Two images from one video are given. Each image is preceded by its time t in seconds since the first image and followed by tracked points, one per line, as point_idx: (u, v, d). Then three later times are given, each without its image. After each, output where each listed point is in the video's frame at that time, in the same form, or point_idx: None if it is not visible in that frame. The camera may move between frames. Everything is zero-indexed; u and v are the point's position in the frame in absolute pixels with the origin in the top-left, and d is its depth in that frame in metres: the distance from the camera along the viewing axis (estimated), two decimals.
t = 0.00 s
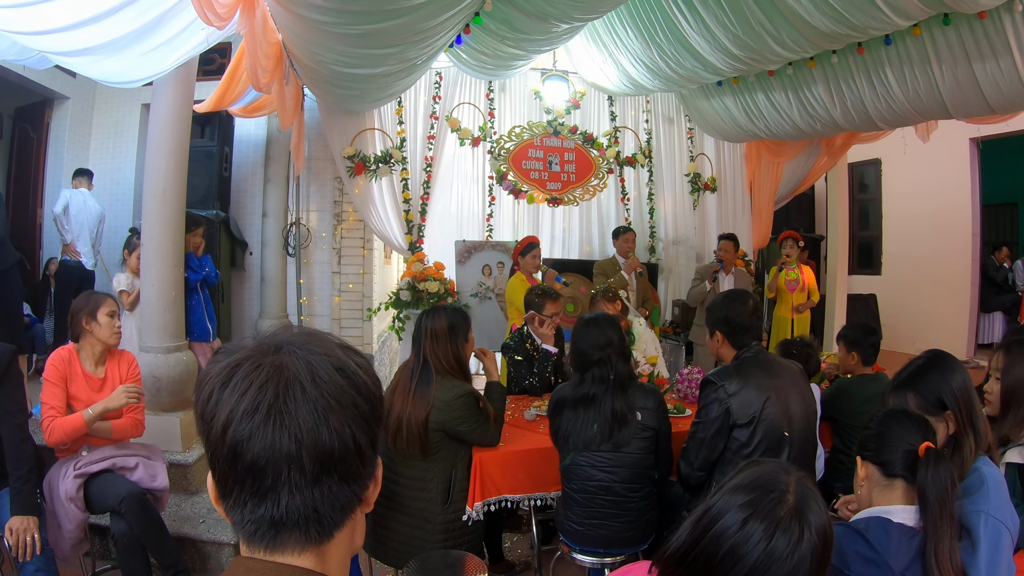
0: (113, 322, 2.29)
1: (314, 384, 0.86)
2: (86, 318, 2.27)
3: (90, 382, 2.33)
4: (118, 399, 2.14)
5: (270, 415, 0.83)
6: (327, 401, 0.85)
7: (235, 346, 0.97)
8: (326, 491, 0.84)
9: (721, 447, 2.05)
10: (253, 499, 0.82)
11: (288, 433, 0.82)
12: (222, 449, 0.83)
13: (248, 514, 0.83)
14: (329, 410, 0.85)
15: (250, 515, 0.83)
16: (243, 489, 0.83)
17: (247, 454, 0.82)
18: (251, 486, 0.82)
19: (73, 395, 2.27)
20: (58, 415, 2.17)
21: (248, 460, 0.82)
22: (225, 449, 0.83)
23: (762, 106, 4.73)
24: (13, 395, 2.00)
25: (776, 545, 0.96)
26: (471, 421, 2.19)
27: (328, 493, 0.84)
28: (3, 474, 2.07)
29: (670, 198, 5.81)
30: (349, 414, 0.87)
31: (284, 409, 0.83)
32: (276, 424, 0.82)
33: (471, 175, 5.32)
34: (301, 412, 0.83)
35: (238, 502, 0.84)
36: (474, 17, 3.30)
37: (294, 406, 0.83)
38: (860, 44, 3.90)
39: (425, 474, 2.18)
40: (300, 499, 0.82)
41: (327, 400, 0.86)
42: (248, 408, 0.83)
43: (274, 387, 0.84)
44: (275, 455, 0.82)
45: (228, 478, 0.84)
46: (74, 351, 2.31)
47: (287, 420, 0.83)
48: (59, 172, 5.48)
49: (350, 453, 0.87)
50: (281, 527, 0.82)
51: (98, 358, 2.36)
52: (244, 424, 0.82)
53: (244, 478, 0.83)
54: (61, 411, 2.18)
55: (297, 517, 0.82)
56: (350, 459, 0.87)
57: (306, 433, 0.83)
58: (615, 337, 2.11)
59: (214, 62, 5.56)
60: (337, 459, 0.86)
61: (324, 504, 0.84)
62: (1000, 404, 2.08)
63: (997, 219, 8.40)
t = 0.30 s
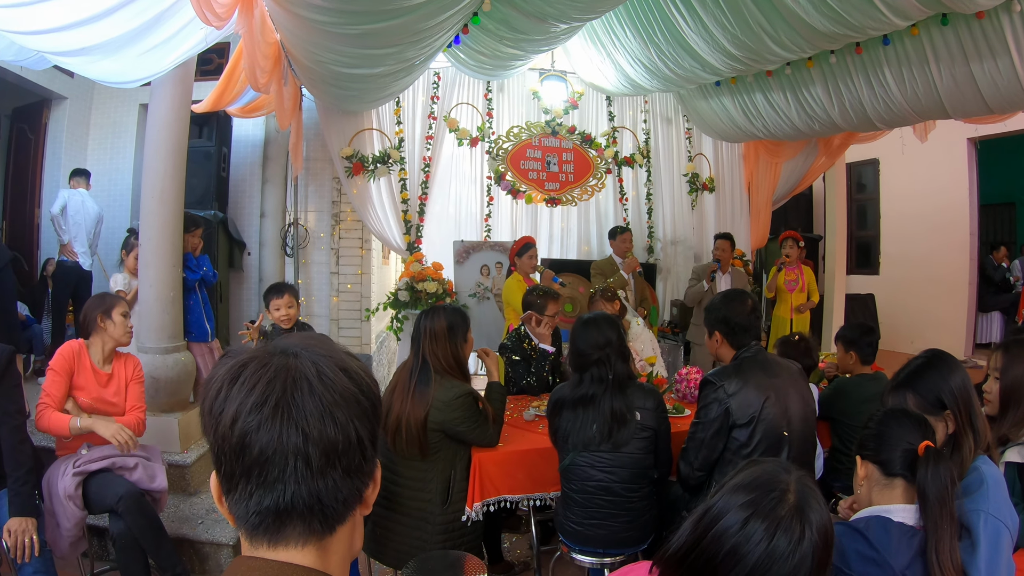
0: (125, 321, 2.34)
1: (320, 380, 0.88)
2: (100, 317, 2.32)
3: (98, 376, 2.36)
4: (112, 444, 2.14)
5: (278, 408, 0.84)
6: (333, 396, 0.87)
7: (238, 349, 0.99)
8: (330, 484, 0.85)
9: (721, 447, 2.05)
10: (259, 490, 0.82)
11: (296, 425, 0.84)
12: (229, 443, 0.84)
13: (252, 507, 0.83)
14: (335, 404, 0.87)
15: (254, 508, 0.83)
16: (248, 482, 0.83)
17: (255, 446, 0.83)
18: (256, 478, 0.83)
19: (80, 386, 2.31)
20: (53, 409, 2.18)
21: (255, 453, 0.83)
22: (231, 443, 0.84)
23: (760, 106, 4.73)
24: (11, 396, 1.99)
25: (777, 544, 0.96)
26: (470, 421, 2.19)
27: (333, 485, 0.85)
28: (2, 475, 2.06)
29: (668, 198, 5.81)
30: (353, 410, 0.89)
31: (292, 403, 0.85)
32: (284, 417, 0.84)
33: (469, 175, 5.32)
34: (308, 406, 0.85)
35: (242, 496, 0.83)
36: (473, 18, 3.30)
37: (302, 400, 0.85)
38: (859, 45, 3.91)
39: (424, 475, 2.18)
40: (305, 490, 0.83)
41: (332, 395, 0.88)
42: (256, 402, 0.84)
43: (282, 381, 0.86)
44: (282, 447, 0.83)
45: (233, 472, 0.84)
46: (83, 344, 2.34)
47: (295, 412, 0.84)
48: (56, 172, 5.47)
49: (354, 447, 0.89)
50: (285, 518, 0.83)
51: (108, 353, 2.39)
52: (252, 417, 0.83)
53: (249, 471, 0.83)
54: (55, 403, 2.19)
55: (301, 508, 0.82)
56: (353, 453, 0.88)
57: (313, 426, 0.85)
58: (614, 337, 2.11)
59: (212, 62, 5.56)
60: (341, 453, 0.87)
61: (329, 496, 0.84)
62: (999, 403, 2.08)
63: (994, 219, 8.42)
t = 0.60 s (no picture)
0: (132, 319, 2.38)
1: (326, 379, 0.89)
2: (106, 316, 2.34)
3: (101, 372, 2.36)
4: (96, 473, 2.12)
5: (285, 405, 0.85)
6: (338, 394, 0.88)
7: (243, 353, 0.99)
8: (335, 480, 0.85)
9: (720, 447, 2.05)
10: (265, 485, 0.82)
11: (302, 422, 0.85)
12: (235, 439, 0.84)
13: (257, 502, 0.82)
14: (341, 402, 0.88)
15: (259, 503, 0.82)
16: (253, 478, 0.83)
17: (262, 442, 0.83)
18: (262, 473, 0.83)
19: (83, 380, 2.30)
20: (51, 404, 2.16)
21: (260, 449, 0.83)
22: (237, 439, 0.84)
23: (758, 106, 4.73)
24: (8, 396, 1.99)
25: (774, 539, 0.96)
26: (468, 421, 2.19)
27: (337, 482, 0.85)
28: None
29: (666, 198, 5.81)
30: (358, 409, 0.90)
31: (298, 400, 0.85)
32: (292, 413, 0.85)
33: (466, 175, 5.31)
34: (314, 403, 0.86)
35: (247, 492, 0.83)
36: (471, 17, 3.29)
37: (307, 397, 0.86)
38: (857, 45, 3.91)
39: (422, 475, 2.18)
40: (311, 485, 0.83)
41: (338, 393, 0.88)
42: (264, 399, 0.85)
43: (289, 379, 0.87)
44: (289, 442, 0.83)
45: (239, 468, 0.84)
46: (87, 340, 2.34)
47: (300, 409, 0.85)
48: (53, 171, 5.46)
49: (358, 445, 0.89)
50: (290, 513, 0.83)
51: (111, 350, 2.39)
52: (258, 414, 0.84)
53: (255, 466, 0.83)
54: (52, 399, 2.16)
55: (306, 503, 0.83)
56: (357, 451, 0.89)
57: (319, 422, 0.85)
58: (612, 336, 2.11)
59: (210, 61, 5.56)
60: (346, 450, 0.87)
61: (333, 491, 0.84)
62: (998, 403, 2.08)
63: (992, 218, 8.44)
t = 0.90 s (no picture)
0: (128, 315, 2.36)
1: (328, 379, 0.89)
2: (102, 313, 2.33)
3: (99, 368, 2.36)
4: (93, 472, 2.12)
5: (288, 404, 0.85)
6: (340, 394, 0.88)
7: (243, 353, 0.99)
8: (337, 478, 0.85)
9: (718, 447, 2.05)
10: (267, 483, 0.82)
11: (305, 420, 0.85)
12: (237, 438, 0.84)
13: (258, 500, 0.82)
14: (342, 402, 0.88)
15: (260, 501, 0.82)
16: (255, 476, 0.83)
17: (264, 440, 0.83)
18: (264, 471, 0.82)
19: (81, 376, 2.30)
20: (50, 401, 2.15)
21: (262, 448, 0.83)
22: (239, 437, 0.84)
23: (756, 106, 4.73)
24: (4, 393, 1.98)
25: (771, 538, 0.96)
26: (467, 420, 2.18)
27: (338, 480, 0.85)
28: None
29: (663, 198, 5.81)
30: (359, 408, 0.90)
31: (300, 400, 0.86)
32: (294, 412, 0.85)
33: (464, 174, 5.31)
34: (316, 402, 0.86)
35: (248, 491, 0.83)
36: (470, 16, 3.29)
37: (309, 397, 0.86)
38: (855, 46, 3.91)
39: (420, 474, 2.18)
40: (313, 483, 0.83)
41: (340, 393, 0.89)
42: (266, 398, 0.85)
43: (292, 378, 0.87)
44: (292, 441, 0.83)
45: (240, 466, 0.84)
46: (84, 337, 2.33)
47: (303, 408, 0.85)
48: (49, 169, 5.45)
49: (359, 444, 0.89)
50: (292, 511, 0.83)
51: (109, 347, 2.39)
52: (260, 413, 0.84)
53: (257, 464, 0.83)
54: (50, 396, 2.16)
55: (308, 500, 0.83)
56: (359, 450, 0.89)
57: (321, 421, 0.85)
58: (610, 336, 2.11)
59: (208, 59, 5.55)
60: (347, 449, 0.87)
61: (335, 490, 0.84)
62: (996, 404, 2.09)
63: (989, 219, 8.46)
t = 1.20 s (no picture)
0: (124, 311, 2.35)
1: (327, 380, 0.90)
2: (97, 310, 2.31)
3: (96, 365, 2.35)
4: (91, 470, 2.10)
5: (287, 403, 0.85)
6: (338, 394, 0.89)
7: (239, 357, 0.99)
8: (335, 477, 0.85)
9: (715, 447, 2.05)
10: (265, 481, 0.81)
11: (305, 420, 0.85)
12: (235, 436, 0.83)
13: (256, 497, 0.81)
14: (341, 403, 0.88)
15: (258, 499, 0.81)
16: (253, 474, 0.82)
17: (263, 439, 0.83)
18: (262, 469, 0.82)
19: (78, 374, 2.29)
20: (49, 400, 2.15)
21: (261, 447, 0.82)
22: (238, 436, 0.83)
23: (754, 107, 4.74)
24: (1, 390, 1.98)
25: (769, 543, 0.96)
26: (463, 420, 2.18)
27: (336, 479, 0.85)
28: None
29: (661, 198, 5.82)
30: (357, 409, 0.91)
31: (299, 400, 0.86)
32: (294, 410, 0.85)
33: (462, 173, 5.31)
34: (316, 401, 0.86)
35: (246, 488, 0.82)
36: (469, 15, 3.29)
37: (309, 396, 0.86)
38: (853, 48, 3.91)
39: (416, 473, 2.18)
40: (312, 481, 0.83)
41: (338, 393, 0.89)
42: (265, 397, 0.85)
43: (291, 378, 0.87)
44: (292, 440, 0.83)
45: (237, 465, 0.83)
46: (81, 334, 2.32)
47: (301, 408, 0.85)
48: (47, 166, 5.44)
49: (356, 445, 0.89)
50: (290, 510, 0.82)
51: (106, 344, 2.39)
52: (260, 411, 0.84)
53: (255, 463, 0.82)
54: (50, 395, 2.16)
55: (306, 499, 0.82)
56: (355, 450, 0.89)
57: (320, 420, 0.85)
58: (608, 336, 2.11)
59: (206, 57, 5.54)
60: (345, 449, 0.87)
61: (333, 487, 0.84)
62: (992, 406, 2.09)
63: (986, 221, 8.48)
